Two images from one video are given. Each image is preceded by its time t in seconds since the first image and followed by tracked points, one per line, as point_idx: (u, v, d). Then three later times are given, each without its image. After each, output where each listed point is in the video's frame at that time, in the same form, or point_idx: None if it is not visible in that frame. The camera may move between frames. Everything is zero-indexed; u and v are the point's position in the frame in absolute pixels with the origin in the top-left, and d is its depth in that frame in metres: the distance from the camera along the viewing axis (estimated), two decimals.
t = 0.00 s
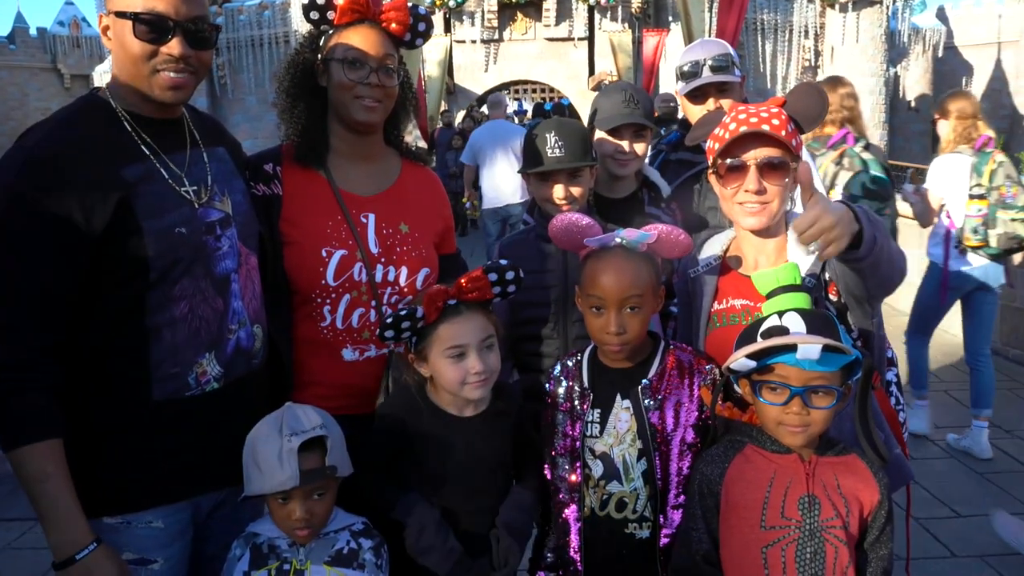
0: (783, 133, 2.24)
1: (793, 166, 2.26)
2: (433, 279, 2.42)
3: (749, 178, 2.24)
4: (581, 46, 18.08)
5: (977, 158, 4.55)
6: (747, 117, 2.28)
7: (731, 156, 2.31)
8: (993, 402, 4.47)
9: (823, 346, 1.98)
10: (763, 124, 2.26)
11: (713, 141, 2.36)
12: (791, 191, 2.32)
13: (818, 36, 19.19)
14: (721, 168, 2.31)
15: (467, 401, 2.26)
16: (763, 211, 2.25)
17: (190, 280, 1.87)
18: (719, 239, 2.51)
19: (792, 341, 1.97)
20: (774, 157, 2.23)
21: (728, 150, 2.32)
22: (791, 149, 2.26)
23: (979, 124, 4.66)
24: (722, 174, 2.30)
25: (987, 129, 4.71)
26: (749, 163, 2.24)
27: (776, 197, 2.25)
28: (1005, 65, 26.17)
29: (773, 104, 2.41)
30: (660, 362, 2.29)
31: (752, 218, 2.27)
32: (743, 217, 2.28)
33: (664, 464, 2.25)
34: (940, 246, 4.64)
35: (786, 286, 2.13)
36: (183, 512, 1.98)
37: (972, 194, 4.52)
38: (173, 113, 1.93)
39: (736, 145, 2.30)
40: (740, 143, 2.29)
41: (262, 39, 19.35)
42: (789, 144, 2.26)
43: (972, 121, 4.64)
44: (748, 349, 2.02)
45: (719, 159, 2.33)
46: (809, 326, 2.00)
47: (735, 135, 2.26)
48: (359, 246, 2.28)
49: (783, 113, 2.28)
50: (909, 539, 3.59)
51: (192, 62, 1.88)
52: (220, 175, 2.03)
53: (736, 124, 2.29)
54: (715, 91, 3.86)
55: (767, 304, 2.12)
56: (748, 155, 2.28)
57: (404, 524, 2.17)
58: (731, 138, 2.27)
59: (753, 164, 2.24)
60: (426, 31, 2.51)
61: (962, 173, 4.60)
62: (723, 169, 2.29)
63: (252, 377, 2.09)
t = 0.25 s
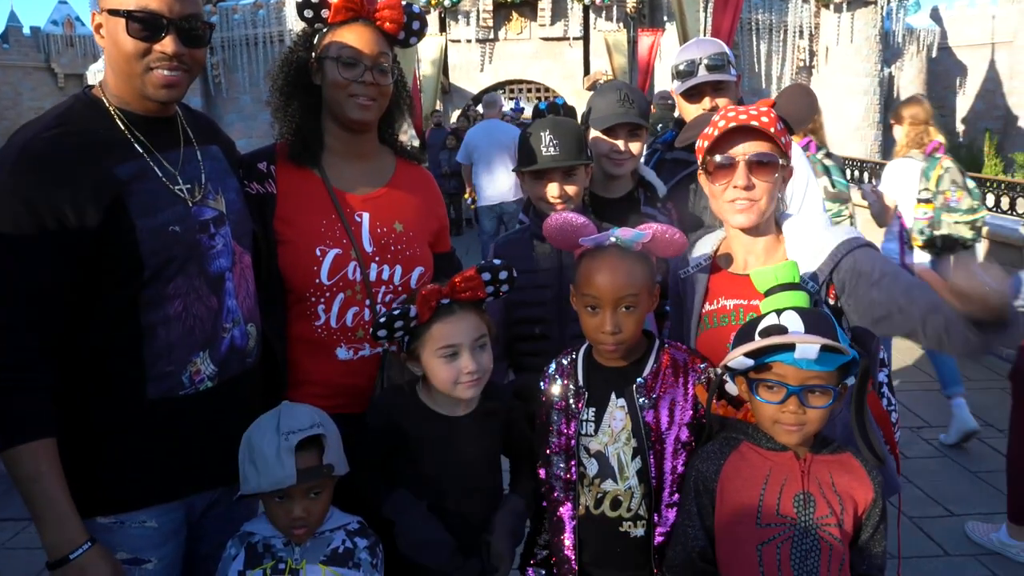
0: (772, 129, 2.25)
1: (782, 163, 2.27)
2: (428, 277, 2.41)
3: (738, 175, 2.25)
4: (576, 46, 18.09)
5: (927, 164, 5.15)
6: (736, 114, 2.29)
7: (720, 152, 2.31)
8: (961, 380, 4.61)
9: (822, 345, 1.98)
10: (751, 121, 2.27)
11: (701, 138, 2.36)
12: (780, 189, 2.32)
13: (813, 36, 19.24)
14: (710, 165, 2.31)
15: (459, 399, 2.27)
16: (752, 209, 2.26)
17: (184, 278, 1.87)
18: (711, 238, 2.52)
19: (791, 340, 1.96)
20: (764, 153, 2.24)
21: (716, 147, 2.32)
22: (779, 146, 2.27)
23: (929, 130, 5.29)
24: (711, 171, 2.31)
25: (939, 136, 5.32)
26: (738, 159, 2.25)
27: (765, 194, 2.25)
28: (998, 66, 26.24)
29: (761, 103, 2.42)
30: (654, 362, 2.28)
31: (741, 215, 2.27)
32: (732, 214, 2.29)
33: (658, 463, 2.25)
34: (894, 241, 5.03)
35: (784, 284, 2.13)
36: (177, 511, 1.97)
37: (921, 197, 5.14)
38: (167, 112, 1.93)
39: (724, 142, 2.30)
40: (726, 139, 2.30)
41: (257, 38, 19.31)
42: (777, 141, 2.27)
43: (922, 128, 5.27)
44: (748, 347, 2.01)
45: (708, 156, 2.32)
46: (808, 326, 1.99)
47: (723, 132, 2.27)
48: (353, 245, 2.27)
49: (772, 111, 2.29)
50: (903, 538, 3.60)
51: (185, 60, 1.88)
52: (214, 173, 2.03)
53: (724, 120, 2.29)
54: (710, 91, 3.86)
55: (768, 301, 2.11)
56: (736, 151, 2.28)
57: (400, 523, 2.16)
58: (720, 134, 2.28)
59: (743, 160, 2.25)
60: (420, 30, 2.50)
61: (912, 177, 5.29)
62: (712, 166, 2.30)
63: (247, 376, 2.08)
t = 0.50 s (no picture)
0: (768, 127, 2.26)
1: (779, 161, 2.27)
2: (422, 276, 2.42)
3: (735, 174, 2.26)
4: (572, 45, 18.09)
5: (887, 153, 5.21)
6: (730, 112, 2.29)
7: (716, 151, 2.31)
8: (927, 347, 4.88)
9: (817, 343, 1.98)
10: (746, 119, 2.28)
11: (697, 139, 2.36)
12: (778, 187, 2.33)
13: (808, 35, 19.28)
14: (706, 165, 2.32)
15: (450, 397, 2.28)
16: (750, 207, 2.26)
17: (179, 277, 1.86)
18: (707, 238, 2.52)
19: (787, 337, 1.97)
20: (760, 151, 2.25)
21: (711, 146, 2.33)
22: (777, 144, 2.27)
23: (890, 124, 5.61)
24: (707, 171, 2.32)
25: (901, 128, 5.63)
26: (734, 159, 2.26)
27: (762, 192, 2.25)
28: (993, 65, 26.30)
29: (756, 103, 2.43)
30: (646, 362, 2.29)
31: (739, 214, 2.27)
32: (729, 212, 2.29)
33: (651, 463, 2.25)
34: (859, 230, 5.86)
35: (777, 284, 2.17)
36: (172, 509, 1.97)
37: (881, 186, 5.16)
38: (161, 110, 1.93)
39: (718, 141, 2.31)
40: (721, 139, 2.31)
41: (252, 36, 19.27)
42: (773, 140, 2.27)
43: (884, 120, 5.62)
44: (745, 345, 2.02)
45: (703, 156, 2.33)
46: (802, 323, 1.99)
47: (718, 130, 2.28)
48: (348, 243, 2.28)
49: (767, 110, 2.29)
50: (896, 536, 3.62)
51: (179, 58, 1.88)
52: (209, 171, 2.03)
53: (718, 120, 2.30)
54: (706, 89, 3.87)
55: (762, 300, 2.13)
56: (732, 150, 2.29)
57: (398, 521, 2.17)
58: (714, 133, 2.29)
59: (738, 159, 2.26)
60: (416, 29, 2.50)
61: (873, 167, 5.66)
62: (707, 166, 2.31)
63: (242, 375, 2.08)
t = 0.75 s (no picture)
0: (776, 129, 2.26)
1: (786, 162, 2.27)
2: (422, 275, 2.42)
3: (742, 175, 2.26)
4: (570, 44, 18.09)
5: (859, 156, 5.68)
6: (739, 113, 2.29)
7: (723, 152, 2.31)
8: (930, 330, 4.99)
9: (818, 342, 1.98)
10: (754, 120, 2.28)
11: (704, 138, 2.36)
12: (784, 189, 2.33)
13: (806, 35, 19.29)
14: (713, 165, 2.32)
15: (448, 398, 2.27)
16: (755, 209, 2.26)
17: (179, 277, 1.87)
18: (711, 238, 2.50)
19: (787, 336, 1.97)
20: (767, 152, 2.24)
21: (718, 146, 2.33)
22: (784, 146, 2.28)
23: (864, 129, 5.75)
24: (714, 172, 2.32)
25: (872, 132, 5.82)
26: (742, 160, 2.26)
27: (767, 194, 2.26)
28: (991, 65, 26.29)
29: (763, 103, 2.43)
30: (646, 362, 2.29)
31: (744, 216, 2.28)
32: (735, 213, 2.29)
33: (651, 462, 2.25)
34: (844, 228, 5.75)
35: (780, 284, 2.15)
36: (172, 509, 1.97)
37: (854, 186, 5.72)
38: (161, 110, 1.93)
39: (726, 141, 2.31)
40: (728, 139, 2.31)
41: (251, 36, 19.26)
42: (781, 141, 2.27)
43: (859, 126, 5.72)
44: (746, 343, 2.02)
45: (710, 156, 2.33)
46: (803, 322, 2.00)
47: (727, 130, 2.28)
48: (348, 243, 2.28)
49: (775, 110, 2.29)
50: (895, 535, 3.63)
51: (179, 58, 1.88)
52: (208, 171, 2.03)
53: (727, 119, 2.30)
54: (705, 89, 3.87)
55: (766, 301, 2.11)
56: (739, 150, 2.29)
57: (398, 520, 2.18)
58: (723, 133, 2.29)
59: (746, 160, 2.26)
60: (414, 28, 2.50)
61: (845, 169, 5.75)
62: (715, 166, 2.30)
63: (242, 375, 2.08)
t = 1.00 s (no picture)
0: (780, 135, 2.26)
1: (790, 169, 2.27)
2: (425, 282, 2.42)
3: (747, 180, 2.25)
4: (573, 50, 18.10)
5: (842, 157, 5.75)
6: (743, 120, 2.30)
7: (727, 158, 2.31)
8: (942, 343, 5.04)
9: (823, 352, 1.97)
10: (758, 125, 2.28)
11: (708, 145, 2.37)
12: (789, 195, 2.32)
13: (808, 41, 19.30)
14: (717, 171, 2.32)
15: (450, 406, 2.28)
16: (760, 216, 2.26)
17: (182, 284, 1.86)
18: (715, 244, 2.48)
19: (792, 346, 1.96)
20: (772, 158, 2.24)
21: (723, 152, 2.33)
22: (788, 152, 2.29)
23: (845, 131, 5.84)
24: (719, 177, 2.31)
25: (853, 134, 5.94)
26: (747, 165, 2.25)
27: (771, 201, 2.25)
28: (993, 71, 26.28)
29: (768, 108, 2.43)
30: (649, 370, 2.29)
31: (749, 224, 2.27)
32: (740, 221, 2.29)
33: (656, 471, 2.25)
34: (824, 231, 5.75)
35: (787, 293, 2.19)
36: (174, 517, 1.96)
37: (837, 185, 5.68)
38: (165, 117, 1.93)
39: (730, 147, 2.31)
40: (732, 145, 2.31)
41: (254, 41, 19.28)
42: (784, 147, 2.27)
43: (840, 129, 5.82)
44: (750, 352, 2.02)
45: (715, 162, 2.33)
46: (810, 333, 1.98)
47: (730, 136, 2.28)
48: (350, 249, 2.27)
49: (779, 118, 2.30)
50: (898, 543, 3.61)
51: (184, 66, 1.88)
52: (212, 178, 2.03)
53: (731, 127, 2.30)
54: (708, 95, 3.87)
55: (769, 310, 2.15)
56: (744, 156, 2.29)
57: (400, 528, 2.17)
58: (727, 139, 2.29)
59: (750, 166, 2.25)
60: (416, 35, 2.51)
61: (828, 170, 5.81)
62: (719, 172, 2.30)
63: (244, 382, 2.08)
